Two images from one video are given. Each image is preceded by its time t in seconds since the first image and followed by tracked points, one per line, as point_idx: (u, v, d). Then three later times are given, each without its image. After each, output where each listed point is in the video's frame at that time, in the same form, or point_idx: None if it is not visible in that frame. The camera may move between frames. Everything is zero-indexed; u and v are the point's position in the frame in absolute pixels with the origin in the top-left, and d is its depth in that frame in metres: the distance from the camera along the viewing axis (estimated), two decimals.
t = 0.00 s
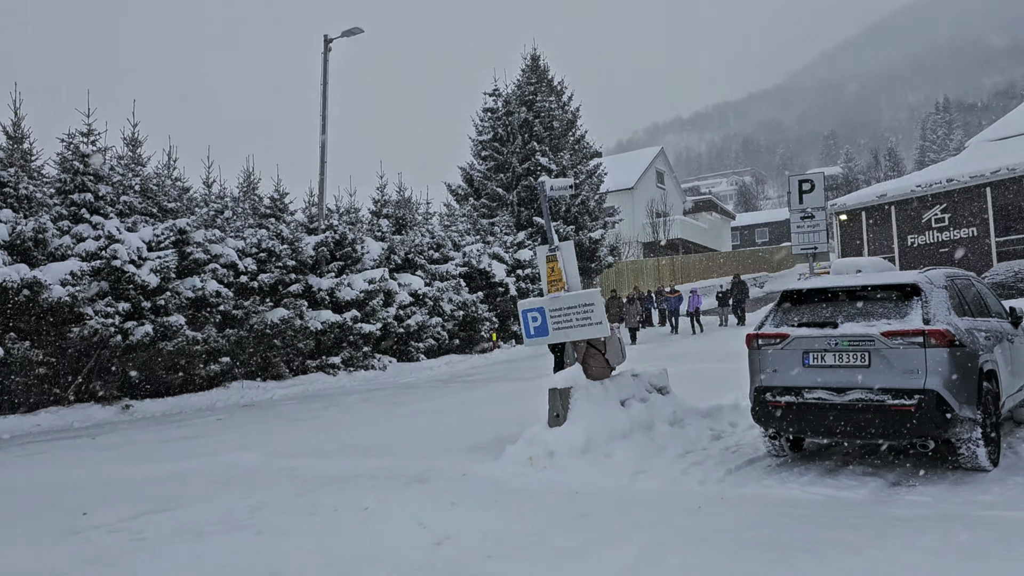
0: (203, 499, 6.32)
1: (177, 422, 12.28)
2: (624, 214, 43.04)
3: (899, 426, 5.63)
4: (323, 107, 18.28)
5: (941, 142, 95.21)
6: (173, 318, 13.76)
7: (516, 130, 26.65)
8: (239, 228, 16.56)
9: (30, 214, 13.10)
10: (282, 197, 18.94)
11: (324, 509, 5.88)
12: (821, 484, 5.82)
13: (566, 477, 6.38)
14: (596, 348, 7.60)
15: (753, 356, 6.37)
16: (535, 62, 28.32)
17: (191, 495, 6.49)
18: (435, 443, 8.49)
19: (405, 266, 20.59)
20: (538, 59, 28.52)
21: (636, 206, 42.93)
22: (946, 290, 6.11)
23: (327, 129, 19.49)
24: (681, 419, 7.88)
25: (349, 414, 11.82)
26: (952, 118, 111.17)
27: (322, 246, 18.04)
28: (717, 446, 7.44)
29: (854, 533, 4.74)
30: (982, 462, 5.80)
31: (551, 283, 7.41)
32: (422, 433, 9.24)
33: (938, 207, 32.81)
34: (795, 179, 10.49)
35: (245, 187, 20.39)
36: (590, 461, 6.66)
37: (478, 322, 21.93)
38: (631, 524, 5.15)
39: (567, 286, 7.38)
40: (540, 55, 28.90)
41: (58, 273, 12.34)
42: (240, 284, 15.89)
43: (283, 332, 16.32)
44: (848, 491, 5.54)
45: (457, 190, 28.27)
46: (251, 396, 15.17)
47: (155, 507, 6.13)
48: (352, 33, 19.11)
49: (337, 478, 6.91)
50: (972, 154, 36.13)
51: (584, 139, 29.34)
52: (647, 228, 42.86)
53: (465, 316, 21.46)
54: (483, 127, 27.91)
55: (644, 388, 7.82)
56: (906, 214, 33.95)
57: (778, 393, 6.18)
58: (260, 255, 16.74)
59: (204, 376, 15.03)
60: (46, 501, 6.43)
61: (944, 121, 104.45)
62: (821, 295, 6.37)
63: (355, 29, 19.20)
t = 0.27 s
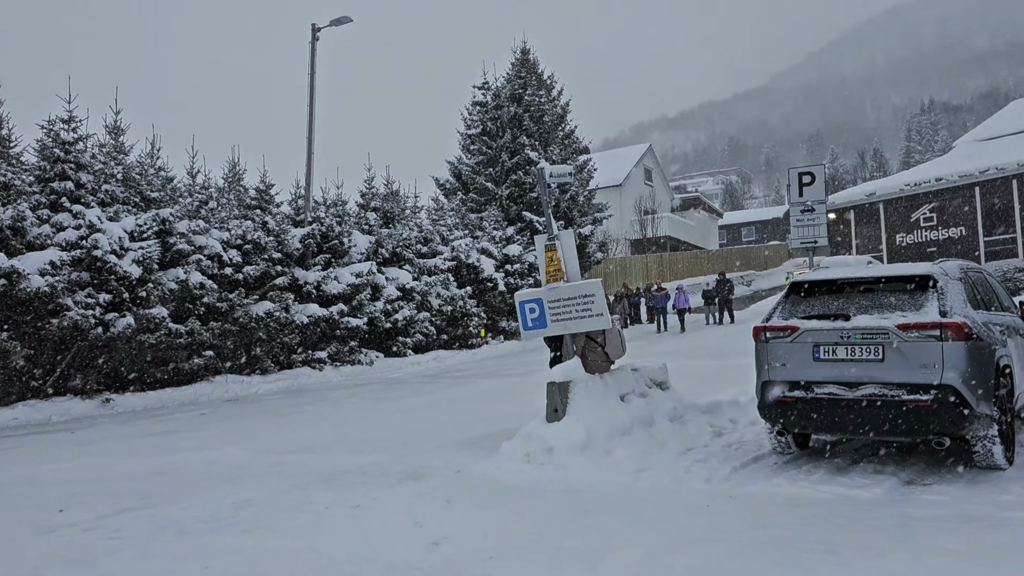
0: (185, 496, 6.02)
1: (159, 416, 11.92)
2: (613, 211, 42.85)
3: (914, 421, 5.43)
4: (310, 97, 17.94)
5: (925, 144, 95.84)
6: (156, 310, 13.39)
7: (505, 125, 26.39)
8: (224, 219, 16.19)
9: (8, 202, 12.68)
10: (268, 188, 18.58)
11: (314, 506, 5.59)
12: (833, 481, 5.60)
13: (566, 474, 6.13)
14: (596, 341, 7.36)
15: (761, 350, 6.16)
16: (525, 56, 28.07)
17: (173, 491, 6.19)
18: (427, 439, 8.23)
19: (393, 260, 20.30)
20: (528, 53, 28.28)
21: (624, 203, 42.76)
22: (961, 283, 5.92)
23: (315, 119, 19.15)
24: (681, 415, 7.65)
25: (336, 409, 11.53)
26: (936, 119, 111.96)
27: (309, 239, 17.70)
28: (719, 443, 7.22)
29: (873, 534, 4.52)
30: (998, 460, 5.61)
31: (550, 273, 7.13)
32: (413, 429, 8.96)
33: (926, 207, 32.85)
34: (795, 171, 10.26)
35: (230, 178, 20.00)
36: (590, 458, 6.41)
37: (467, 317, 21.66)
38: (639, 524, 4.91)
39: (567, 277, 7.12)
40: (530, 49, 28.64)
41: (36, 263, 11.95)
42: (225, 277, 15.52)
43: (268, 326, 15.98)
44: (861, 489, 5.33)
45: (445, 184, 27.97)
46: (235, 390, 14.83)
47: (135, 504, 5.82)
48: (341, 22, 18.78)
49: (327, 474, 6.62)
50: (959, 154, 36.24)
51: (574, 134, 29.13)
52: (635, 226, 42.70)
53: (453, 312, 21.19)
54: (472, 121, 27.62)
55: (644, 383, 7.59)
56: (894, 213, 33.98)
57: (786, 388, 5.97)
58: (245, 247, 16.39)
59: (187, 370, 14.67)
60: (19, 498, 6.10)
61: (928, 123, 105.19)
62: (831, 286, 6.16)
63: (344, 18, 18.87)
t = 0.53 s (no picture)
0: (160, 503, 5.69)
1: (135, 415, 11.55)
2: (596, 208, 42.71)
3: (924, 427, 5.22)
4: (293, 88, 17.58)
5: (904, 145, 96.75)
6: (131, 305, 13.01)
7: (490, 120, 26.15)
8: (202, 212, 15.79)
9: None
10: (248, 181, 18.19)
11: (297, 514, 5.30)
12: (838, 488, 5.38)
13: (561, 480, 5.88)
14: (590, 341, 7.12)
15: (763, 352, 5.93)
16: (510, 50, 27.80)
17: (147, 498, 5.87)
18: (414, 441, 7.94)
19: (376, 256, 19.98)
20: (513, 48, 28.02)
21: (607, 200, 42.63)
22: (970, 283, 5.72)
23: (297, 112, 18.78)
24: (676, 417, 7.43)
25: (319, 408, 11.22)
26: (915, 121, 113.00)
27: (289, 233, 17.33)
28: (716, 446, 7.00)
29: (887, 546, 4.30)
30: (1007, 468, 5.42)
31: (543, 270, 6.87)
32: (399, 430, 8.68)
33: (908, 207, 32.89)
34: (789, 167, 10.16)
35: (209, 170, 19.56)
36: (586, 462, 6.16)
37: (450, 314, 21.38)
38: (642, 537, 4.65)
39: (562, 274, 6.85)
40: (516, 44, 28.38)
41: (6, 256, 11.54)
42: (203, 271, 15.13)
43: (248, 321, 15.61)
44: (869, 498, 5.12)
45: (428, 180, 27.66)
46: (213, 388, 14.46)
47: (106, 511, 5.50)
48: (324, 12, 18.42)
49: (309, 479, 6.33)
50: (941, 154, 36.39)
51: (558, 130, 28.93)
52: (618, 223, 42.56)
53: (437, 308, 20.90)
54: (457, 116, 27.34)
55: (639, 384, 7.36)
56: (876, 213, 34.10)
57: (789, 391, 5.75)
58: (224, 241, 15.99)
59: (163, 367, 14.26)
60: None
61: (906, 124, 106.17)
62: (836, 286, 5.94)
63: (327, 8, 18.52)
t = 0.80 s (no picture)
0: (121, 503, 5.36)
1: (100, 410, 11.13)
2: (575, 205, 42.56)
3: (925, 424, 5.01)
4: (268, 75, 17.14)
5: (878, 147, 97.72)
6: (97, 296, 12.59)
7: (470, 113, 25.84)
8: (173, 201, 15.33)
9: None
10: (222, 170, 17.74)
11: (267, 515, 4.99)
12: (836, 488, 5.17)
13: (546, 480, 5.61)
14: (577, 335, 6.88)
15: (758, 345, 5.71)
16: (491, 43, 27.49)
17: (107, 498, 5.51)
18: (391, 438, 7.63)
19: (353, 249, 19.61)
20: (494, 40, 27.71)
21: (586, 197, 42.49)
22: (972, 275, 5.52)
23: (272, 100, 18.34)
24: (664, 413, 7.19)
25: (293, 403, 10.87)
26: (889, 122, 114.18)
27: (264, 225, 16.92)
28: (705, 444, 6.77)
29: (893, 551, 4.08)
30: (1009, 466, 5.23)
31: (530, 259, 6.60)
32: (376, 427, 8.37)
33: (885, 207, 33.17)
34: (776, 160, 9.94)
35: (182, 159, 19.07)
36: (572, 460, 5.91)
37: (428, 309, 21.06)
38: (633, 540, 4.40)
39: (548, 264, 6.58)
40: (496, 36, 28.06)
41: None
42: (173, 263, 14.70)
43: (220, 315, 15.20)
44: (869, 498, 4.90)
45: (407, 173, 27.30)
46: (183, 382, 14.04)
47: (61, 513, 5.14)
48: None
49: (281, 478, 6.01)
50: (917, 154, 36.49)
51: (539, 125, 28.68)
52: (597, 220, 42.44)
53: (414, 303, 20.57)
54: (436, 108, 27.00)
55: (626, 379, 7.12)
56: (854, 213, 34.32)
57: (785, 387, 5.54)
58: (196, 232, 15.51)
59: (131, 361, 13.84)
60: None
61: (881, 125, 107.24)
62: (834, 277, 5.73)
63: None
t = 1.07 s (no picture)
0: (81, 515, 5.00)
1: (65, 409, 10.68)
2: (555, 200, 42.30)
3: (934, 430, 4.79)
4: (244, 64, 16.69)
5: (854, 144, 98.53)
6: (64, 291, 12.15)
7: (450, 105, 25.51)
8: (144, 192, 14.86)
9: None
10: (195, 161, 17.26)
11: (239, 528, 4.66)
12: (840, 497, 4.94)
13: (536, 488, 5.32)
14: (567, 335, 6.61)
15: (757, 347, 5.46)
16: (472, 34, 27.13)
17: (66, 508, 5.16)
18: (372, 441, 7.32)
19: (331, 243, 19.22)
20: (475, 32, 27.35)
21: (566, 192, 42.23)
22: (979, 275, 5.31)
23: (248, 89, 17.87)
24: (655, 416, 6.94)
25: (268, 401, 10.52)
26: (864, 120, 115.17)
27: (239, 217, 16.48)
28: (698, 448, 6.52)
29: (909, 567, 3.84)
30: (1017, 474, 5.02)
31: (518, 256, 6.30)
32: (355, 428, 8.04)
33: (865, 203, 33.29)
34: (767, 155, 9.64)
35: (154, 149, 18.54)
36: (562, 466, 5.63)
37: (407, 305, 20.74)
38: (632, 555, 4.12)
39: (537, 260, 6.28)
40: (477, 28, 27.70)
41: None
42: (144, 256, 14.25)
43: (192, 310, 14.76)
44: (876, 508, 4.67)
45: (385, 166, 26.89)
46: (154, 379, 13.61)
47: (14, 525, 4.77)
48: None
49: (254, 485, 5.67)
50: (896, 151, 36.66)
51: (520, 118, 28.38)
52: (577, 215, 42.20)
53: (393, 298, 20.23)
54: (416, 100, 26.60)
55: (616, 381, 6.85)
56: (834, 210, 34.40)
57: (785, 391, 5.30)
58: (168, 224, 15.15)
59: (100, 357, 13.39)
60: None
61: (857, 123, 108.14)
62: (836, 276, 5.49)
63: None
